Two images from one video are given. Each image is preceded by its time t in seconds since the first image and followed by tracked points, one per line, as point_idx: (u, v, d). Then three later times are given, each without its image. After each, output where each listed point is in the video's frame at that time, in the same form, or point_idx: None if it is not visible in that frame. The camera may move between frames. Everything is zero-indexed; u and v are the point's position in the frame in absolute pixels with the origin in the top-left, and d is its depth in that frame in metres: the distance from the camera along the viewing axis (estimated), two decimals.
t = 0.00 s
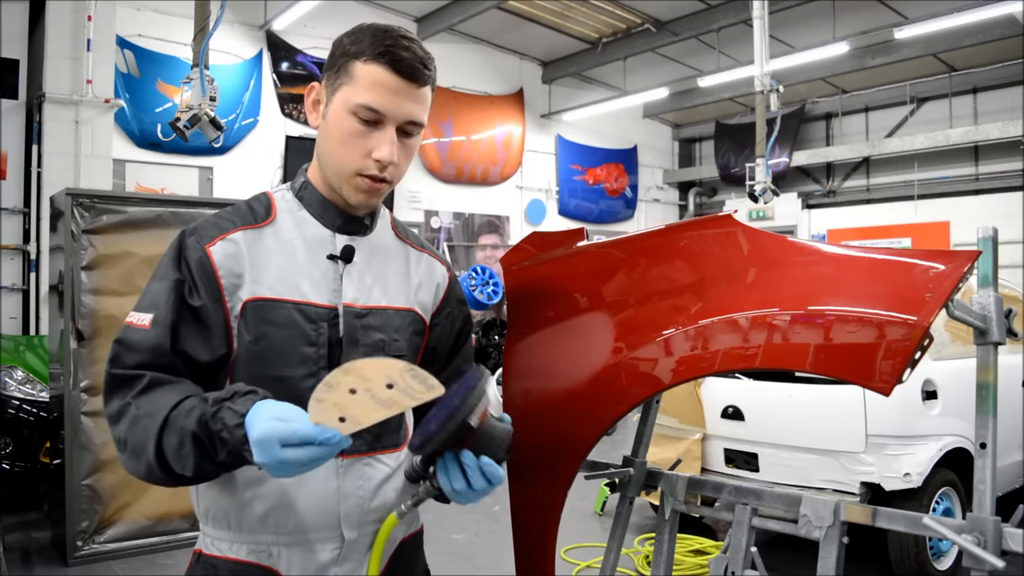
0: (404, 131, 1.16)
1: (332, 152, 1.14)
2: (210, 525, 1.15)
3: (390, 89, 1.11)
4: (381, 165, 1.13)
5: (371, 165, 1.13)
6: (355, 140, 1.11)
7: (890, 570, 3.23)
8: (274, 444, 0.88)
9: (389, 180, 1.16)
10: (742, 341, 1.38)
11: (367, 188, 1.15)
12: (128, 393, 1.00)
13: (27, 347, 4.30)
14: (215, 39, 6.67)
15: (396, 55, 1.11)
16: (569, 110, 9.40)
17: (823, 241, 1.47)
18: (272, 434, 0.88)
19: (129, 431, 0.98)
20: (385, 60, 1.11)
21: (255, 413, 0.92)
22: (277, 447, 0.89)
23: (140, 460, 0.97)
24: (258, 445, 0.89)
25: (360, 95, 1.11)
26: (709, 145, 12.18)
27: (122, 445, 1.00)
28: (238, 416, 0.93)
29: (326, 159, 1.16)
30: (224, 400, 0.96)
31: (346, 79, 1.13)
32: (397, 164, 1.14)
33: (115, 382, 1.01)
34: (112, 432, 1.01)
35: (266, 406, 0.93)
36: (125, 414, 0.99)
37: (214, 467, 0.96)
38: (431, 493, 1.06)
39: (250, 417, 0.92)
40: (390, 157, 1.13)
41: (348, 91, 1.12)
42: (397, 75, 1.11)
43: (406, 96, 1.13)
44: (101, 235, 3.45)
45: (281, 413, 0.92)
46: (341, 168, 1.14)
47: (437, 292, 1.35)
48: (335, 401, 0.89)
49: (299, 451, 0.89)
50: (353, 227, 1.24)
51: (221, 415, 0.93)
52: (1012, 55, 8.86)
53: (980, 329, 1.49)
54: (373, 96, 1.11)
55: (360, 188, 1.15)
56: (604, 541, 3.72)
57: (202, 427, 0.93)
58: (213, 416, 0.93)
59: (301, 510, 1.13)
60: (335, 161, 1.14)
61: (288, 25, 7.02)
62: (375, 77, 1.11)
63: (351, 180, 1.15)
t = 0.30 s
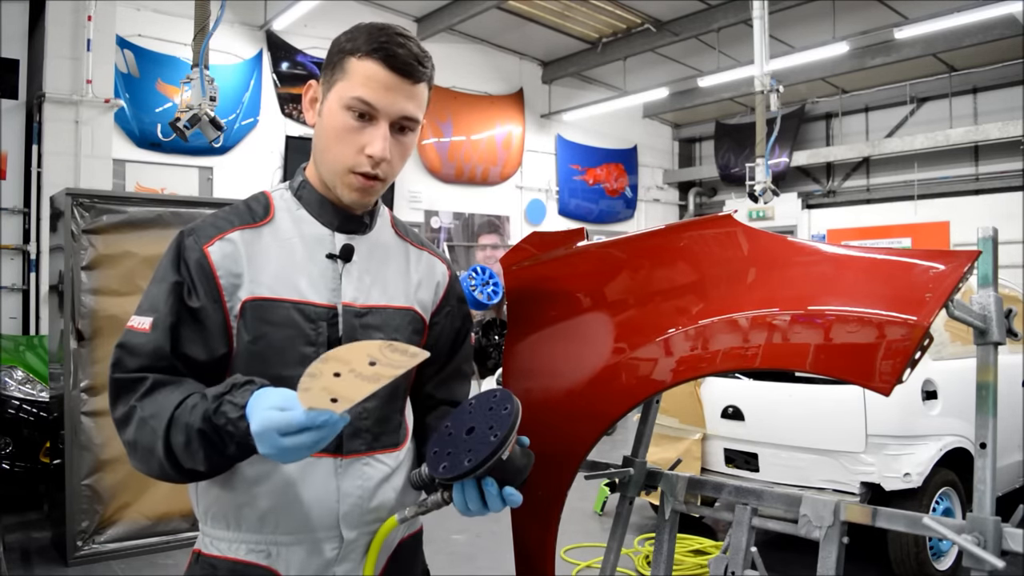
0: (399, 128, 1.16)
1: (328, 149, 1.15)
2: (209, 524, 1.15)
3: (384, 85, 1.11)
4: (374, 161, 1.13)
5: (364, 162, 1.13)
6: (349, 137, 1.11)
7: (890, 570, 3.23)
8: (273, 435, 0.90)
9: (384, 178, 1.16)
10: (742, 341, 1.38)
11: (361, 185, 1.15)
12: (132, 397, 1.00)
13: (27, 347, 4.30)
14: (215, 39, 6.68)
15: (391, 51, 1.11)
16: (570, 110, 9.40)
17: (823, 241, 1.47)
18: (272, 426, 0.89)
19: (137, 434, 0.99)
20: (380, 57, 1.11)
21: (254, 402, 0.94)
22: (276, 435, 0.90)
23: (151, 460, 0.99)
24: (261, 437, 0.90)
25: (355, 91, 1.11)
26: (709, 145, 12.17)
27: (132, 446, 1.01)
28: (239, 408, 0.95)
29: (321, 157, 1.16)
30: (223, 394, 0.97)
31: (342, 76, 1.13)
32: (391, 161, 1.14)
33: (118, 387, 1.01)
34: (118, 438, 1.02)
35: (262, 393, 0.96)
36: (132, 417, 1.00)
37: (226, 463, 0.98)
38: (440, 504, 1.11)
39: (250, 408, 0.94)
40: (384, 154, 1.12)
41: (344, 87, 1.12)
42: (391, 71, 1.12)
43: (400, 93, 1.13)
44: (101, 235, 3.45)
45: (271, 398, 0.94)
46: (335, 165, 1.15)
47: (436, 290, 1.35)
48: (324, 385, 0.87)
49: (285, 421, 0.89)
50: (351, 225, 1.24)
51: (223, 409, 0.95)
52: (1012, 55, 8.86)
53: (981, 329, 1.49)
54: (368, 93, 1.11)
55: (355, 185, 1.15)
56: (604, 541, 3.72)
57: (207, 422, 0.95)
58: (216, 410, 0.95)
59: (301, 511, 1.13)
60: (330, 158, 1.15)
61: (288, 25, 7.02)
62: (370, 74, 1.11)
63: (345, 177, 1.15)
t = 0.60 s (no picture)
0: (409, 137, 1.17)
1: (340, 160, 1.14)
2: (209, 524, 1.15)
3: (398, 97, 1.11)
4: (391, 174, 1.14)
5: (381, 174, 1.14)
6: (365, 150, 1.11)
7: (890, 570, 3.23)
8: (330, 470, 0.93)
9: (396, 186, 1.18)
10: (742, 341, 1.38)
11: (377, 195, 1.17)
12: (138, 407, 1.02)
13: (27, 347, 4.30)
14: (215, 40, 6.68)
15: (404, 63, 1.11)
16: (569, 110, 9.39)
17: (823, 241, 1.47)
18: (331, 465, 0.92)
19: (144, 441, 1.01)
20: (392, 68, 1.10)
21: (294, 435, 0.98)
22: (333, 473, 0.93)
23: (160, 469, 1.01)
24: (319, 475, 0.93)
25: (368, 104, 1.10)
26: (709, 145, 12.17)
27: (136, 454, 1.02)
28: (275, 439, 0.99)
29: (333, 167, 1.15)
30: (251, 420, 1.00)
31: (351, 86, 1.11)
32: (406, 171, 1.16)
33: (122, 394, 1.02)
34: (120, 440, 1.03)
35: (300, 423, 1.00)
36: (139, 426, 1.01)
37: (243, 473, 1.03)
38: (433, 508, 1.11)
39: (290, 439, 0.98)
40: (400, 166, 1.14)
41: (355, 99, 1.11)
42: (404, 83, 1.11)
43: (413, 104, 1.13)
44: (101, 235, 3.44)
45: (316, 434, 0.97)
46: (349, 176, 1.14)
47: (433, 290, 1.35)
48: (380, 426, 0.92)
49: (346, 458, 0.92)
50: (349, 226, 1.24)
51: (253, 435, 0.99)
52: (1012, 55, 8.86)
53: (981, 329, 1.49)
54: (382, 106, 1.10)
55: (369, 195, 1.16)
56: (604, 541, 3.72)
57: (235, 447, 0.99)
58: (246, 439, 0.99)
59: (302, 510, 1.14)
60: (343, 170, 1.14)
61: (288, 25, 7.02)
62: (383, 87, 1.10)
63: (359, 188, 1.15)
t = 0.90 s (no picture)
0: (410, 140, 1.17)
1: (342, 167, 1.14)
2: (207, 524, 1.15)
3: (398, 103, 1.11)
4: (393, 179, 1.15)
5: (383, 179, 1.14)
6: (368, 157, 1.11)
7: (889, 570, 3.23)
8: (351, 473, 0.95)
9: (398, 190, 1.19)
10: (742, 341, 1.38)
11: (379, 200, 1.17)
12: (145, 413, 1.03)
13: (27, 347, 4.30)
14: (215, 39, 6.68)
15: (404, 69, 1.10)
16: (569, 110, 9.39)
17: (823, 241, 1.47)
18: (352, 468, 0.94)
19: (149, 447, 1.03)
20: (393, 74, 1.10)
21: (311, 443, 1.00)
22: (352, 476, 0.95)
23: (167, 474, 1.02)
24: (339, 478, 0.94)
25: (369, 111, 1.10)
26: (709, 145, 12.17)
27: (143, 458, 1.03)
28: (290, 445, 1.02)
29: (335, 174, 1.15)
30: (266, 426, 1.04)
31: (351, 93, 1.11)
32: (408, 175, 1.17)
33: (127, 400, 1.04)
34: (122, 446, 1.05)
35: (313, 428, 1.03)
36: (146, 432, 1.03)
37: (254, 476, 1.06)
38: (427, 507, 1.11)
39: (303, 446, 1.01)
40: (403, 171, 1.15)
41: (356, 106, 1.10)
42: (405, 88, 1.11)
43: (414, 109, 1.13)
44: (101, 235, 3.45)
45: (333, 442, 0.99)
46: (351, 182, 1.15)
47: (431, 289, 1.34)
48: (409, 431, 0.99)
49: (364, 465, 0.94)
50: (346, 226, 1.23)
51: (268, 441, 1.03)
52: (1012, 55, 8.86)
53: (980, 329, 1.49)
54: (384, 113, 1.10)
55: (371, 200, 1.17)
56: (604, 541, 3.72)
57: (249, 453, 1.03)
58: (262, 444, 1.02)
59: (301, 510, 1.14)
60: (345, 175, 1.14)
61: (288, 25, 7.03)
62: (384, 94, 1.10)
63: (362, 194, 1.16)
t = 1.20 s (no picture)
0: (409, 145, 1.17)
1: (342, 175, 1.14)
2: (205, 524, 1.16)
3: (397, 109, 1.11)
4: (395, 184, 1.15)
5: (384, 185, 1.15)
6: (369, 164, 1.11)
7: (890, 570, 3.23)
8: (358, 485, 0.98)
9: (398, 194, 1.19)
10: (742, 341, 1.38)
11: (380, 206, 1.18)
12: (147, 417, 1.04)
13: (27, 347, 4.30)
14: (215, 39, 6.68)
15: (401, 74, 1.10)
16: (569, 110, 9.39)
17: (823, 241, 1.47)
18: (364, 481, 0.98)
19: (153, 451, 1.03)
20: (391, 80, 1.10)
21: (320, 452, 1.02)
22: (361, 489, 0.99)
23: (170, 478, 1.03)
24: (348, 491, 0.98)
25: (368, 119, 1.09)
26: (709, 145, 12.17)
27: (145, 463, 1.04)
28: (300, 452, 1.03)
29: (334, 181, 1.15)
30: (275, 433, 1.04)
31: (349, 101, 1.10)
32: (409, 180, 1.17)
33: (130, 405, 1.04)
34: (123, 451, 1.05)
35: (323, 437, 1.04)
36: (149, 436, 1.03)
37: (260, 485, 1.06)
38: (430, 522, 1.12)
39: (313, 454, 1.02)
40: (404, 177, 1.15)
41: (354, 114, 1.10)
42: (403, 94, 1.11)
43: (412, 114, 1.13)
44: (101, 235, 3.45)
45: (343, 450, 1.02)
46: (352, 190, 1.15)
47: (430, 288, 1.34)
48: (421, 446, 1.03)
49: (373, 476, 0.99)
50: (343, 227, 1.23)
51: (277, 448, 1.03)
52: (1012, 55, 8.86)
53: (981, 329, 1.49)
54: (383, 120, 1.10)
55: (372, 206, 1.18)
56: (604, 541, 3.73)
57: (254, 459, 1.03)
58: (269, 450, 1.02)
59: (298, 510, 1.14)
60: (345, 183, 1.14)
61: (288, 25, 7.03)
62: (383, 101, 1.10)
63: (362, 200, 1.16)
